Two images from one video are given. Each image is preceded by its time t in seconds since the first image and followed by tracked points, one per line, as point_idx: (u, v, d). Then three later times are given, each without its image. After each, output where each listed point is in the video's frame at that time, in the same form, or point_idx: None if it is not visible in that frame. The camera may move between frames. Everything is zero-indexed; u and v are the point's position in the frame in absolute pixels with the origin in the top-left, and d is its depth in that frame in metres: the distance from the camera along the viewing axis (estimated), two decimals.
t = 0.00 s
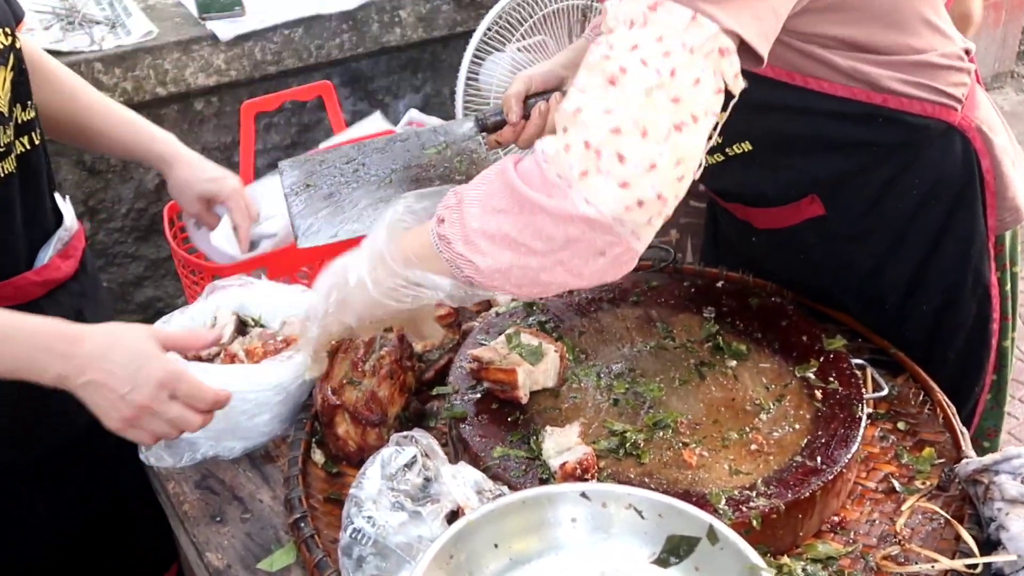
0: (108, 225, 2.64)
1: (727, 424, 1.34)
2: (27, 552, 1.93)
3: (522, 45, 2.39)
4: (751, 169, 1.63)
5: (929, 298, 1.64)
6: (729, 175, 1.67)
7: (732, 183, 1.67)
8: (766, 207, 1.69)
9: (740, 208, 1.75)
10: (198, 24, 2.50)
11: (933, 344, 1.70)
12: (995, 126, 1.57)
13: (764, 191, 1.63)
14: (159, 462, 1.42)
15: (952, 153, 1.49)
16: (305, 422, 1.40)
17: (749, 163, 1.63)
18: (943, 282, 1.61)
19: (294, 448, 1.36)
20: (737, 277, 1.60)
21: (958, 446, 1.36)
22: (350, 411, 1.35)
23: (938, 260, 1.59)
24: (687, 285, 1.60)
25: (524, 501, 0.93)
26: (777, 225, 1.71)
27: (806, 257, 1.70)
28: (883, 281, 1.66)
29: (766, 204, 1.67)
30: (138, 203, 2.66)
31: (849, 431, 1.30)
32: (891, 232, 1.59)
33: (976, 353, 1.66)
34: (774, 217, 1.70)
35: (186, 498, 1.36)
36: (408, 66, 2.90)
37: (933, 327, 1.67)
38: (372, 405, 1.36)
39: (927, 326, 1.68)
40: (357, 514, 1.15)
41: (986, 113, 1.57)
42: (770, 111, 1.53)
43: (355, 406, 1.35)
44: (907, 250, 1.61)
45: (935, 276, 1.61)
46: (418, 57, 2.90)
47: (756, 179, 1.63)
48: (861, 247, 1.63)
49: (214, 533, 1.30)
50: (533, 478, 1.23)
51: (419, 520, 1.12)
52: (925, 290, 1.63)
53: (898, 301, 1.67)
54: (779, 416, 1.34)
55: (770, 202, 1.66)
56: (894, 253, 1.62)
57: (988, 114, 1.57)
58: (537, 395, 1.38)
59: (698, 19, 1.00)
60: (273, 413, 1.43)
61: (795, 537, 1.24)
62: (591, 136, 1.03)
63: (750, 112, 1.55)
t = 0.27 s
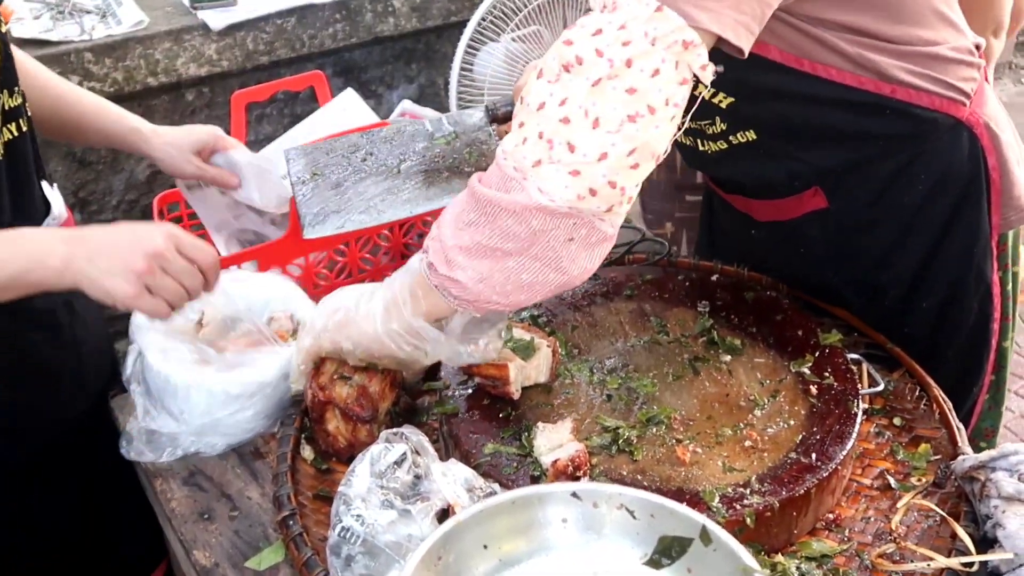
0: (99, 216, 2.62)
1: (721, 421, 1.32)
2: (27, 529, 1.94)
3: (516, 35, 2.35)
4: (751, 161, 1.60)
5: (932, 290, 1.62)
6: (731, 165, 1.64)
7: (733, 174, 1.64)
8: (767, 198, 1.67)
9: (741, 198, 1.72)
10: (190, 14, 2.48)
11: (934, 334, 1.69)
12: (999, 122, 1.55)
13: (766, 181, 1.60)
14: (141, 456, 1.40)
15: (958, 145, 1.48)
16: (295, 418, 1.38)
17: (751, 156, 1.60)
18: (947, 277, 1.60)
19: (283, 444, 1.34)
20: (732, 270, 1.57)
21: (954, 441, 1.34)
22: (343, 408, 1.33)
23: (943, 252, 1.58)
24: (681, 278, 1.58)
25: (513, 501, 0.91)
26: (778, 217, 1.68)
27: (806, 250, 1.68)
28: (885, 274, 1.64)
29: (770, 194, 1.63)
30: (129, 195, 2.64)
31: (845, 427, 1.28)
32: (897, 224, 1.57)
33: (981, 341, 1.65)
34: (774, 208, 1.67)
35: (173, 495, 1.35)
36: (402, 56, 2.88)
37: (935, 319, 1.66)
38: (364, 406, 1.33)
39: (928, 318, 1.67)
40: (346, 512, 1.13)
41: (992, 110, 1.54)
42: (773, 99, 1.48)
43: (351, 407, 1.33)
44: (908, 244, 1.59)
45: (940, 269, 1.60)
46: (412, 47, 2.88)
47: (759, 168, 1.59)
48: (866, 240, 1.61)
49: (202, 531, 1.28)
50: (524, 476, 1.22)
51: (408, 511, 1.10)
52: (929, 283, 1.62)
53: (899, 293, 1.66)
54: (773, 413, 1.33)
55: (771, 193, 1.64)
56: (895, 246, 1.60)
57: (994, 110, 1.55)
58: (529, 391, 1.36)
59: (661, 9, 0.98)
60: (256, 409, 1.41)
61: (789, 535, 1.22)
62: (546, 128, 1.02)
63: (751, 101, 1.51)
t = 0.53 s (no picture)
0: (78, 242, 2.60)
1: (712, 440, 1.32)
2: (26, 543, 1.96)
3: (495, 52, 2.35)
4: (759, 171, 1.62)
5: (927, 313, 1.62)
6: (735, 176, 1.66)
7: (739, 184, 1.65)
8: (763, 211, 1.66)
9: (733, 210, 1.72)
10: (166, 36, 2.47)
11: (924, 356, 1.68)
12: (1001, 151, 1.53)
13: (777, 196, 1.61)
14: (125, 488, 1.40)
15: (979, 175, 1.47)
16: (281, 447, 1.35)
17: (762, 166, 1.62)
18: (947, 302, 1.59)
19: (271, 473, 1.31)
20: (718, 287, 1.57)
21: (946, 456, 1.34)
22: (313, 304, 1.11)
23: (943, 279, 1.58)
24: (669, 296, 1.57)
25: (509, 532, 0.90)
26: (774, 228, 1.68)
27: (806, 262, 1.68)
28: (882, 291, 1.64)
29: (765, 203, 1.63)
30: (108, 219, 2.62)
31: (837, 445, 1.27)
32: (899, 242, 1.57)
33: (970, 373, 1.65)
34: (771, 221, 1.67)
35: (160, 528, 1.33)
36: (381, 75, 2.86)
37: (927, 342, 1.66)
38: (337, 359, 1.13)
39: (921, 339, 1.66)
40: (337, 544, 1.13)
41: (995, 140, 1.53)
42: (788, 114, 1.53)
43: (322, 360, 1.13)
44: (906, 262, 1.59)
45: (938, 293, 1.59)
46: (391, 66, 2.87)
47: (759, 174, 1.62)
48: (870, 256, 1.61)
49: (190, 564, 1.27)
50: (517, 501, 1.21)
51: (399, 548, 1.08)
52: (927, 305, 1.62)
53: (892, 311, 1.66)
54: (764, 432, 1.32)
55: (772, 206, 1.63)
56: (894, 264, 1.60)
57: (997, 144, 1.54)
58: (519, 414, 1.35)
59: (724, 15, 0.87)
60: (241, 439, 1.39)
61: (784, 555, 1.22)
62: (621, 138, 0.88)
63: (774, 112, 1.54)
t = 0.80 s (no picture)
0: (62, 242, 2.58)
1: (700, 440, 1.30)
2: (25, 543, 1.95)
3: (482, 49, 2.34)
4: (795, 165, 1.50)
5: (959, 364, 1.56)
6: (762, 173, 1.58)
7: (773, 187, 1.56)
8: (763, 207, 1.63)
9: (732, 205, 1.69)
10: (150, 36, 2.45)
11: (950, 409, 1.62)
12: None
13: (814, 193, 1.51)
14: (107, 492, 1.38)
15: None
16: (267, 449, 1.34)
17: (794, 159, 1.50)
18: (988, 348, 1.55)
19: (255, 475, 1.30)
20: (706, 285, 1.56)
21: (935, 455, 1.33)
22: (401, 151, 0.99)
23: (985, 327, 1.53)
24: (657, 295, 1.56)
25: (493, 538, 0.88)
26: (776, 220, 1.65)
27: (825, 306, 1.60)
28: (909, 338, 1.58)
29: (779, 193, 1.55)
30: (93, 220, 2.59)
31: (825, 445, 1.26)
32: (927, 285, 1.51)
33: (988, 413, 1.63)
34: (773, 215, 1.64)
35: (143, 532, 1.31)
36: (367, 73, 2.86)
37: (952, 393, 1.60)
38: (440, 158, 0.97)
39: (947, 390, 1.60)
40: (321, 547, 1.11)
41: None
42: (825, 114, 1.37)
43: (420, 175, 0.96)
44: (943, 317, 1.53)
45: (975, 343, 1.54)
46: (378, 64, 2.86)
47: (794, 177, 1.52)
48: (892, 292, 1.54)
49: (173, 568, 1.25)
50: (503, 503, 1.20)
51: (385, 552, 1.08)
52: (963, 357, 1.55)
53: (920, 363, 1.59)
54: (752, 432, 1.31)
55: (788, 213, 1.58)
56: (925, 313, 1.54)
57: None
58: (505, 415, 1.34)
59: None
60: (225, 442, 1.38)
61: (772, 556, 1.21)
62: (919, 91, 0.75)
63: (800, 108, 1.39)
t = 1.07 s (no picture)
0: (21, 235, 2.54)
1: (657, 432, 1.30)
2: (25, 543, 1.97)
3: (445, 41, 2.31)
4: (851, 157, 1.49)
5: (983, 366, 1.66)
6: (812, 158, 1.54)
7: (824, 168, 1.53)
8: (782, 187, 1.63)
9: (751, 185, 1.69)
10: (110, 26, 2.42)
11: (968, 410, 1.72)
12: None
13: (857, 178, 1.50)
14: (59, 487, 1.36)
15: None
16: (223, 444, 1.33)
17: (848, 150, 1.49)
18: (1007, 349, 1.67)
19: (211, 470, 1.29)
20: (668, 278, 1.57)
21: (892, 445, 1.34)
22: (576, 430, 1.22)
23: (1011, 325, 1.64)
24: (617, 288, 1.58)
25: (442, 532, 0.88)
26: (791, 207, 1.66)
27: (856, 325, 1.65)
28: (935, 348, 1.65)
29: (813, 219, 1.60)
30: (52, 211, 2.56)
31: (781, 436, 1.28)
32: (960, 295, 1.57)
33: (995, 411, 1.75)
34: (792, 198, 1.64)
35: (96, 528, 1.30)
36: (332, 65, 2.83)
37: (971, 395, 1.70)
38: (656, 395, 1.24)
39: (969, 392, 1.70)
40: (273, 543, 1.10)
41: None
42: (899, 110, 1.37)
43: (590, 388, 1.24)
44: (973, 325, 1.60)
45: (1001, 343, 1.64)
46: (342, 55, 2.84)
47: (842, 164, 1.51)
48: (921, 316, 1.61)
49: (127, 565, 1.24)
50: (459, 497, 1.19)
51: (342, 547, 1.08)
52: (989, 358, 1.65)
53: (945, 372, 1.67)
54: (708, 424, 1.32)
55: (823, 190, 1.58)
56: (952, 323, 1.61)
57: None
58: (463, 408, 1.33)
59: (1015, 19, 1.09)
60: (180, 437, 1.37)
61: (729, 548, 1.21)
62: None
63: (869, 104, 1.38)
